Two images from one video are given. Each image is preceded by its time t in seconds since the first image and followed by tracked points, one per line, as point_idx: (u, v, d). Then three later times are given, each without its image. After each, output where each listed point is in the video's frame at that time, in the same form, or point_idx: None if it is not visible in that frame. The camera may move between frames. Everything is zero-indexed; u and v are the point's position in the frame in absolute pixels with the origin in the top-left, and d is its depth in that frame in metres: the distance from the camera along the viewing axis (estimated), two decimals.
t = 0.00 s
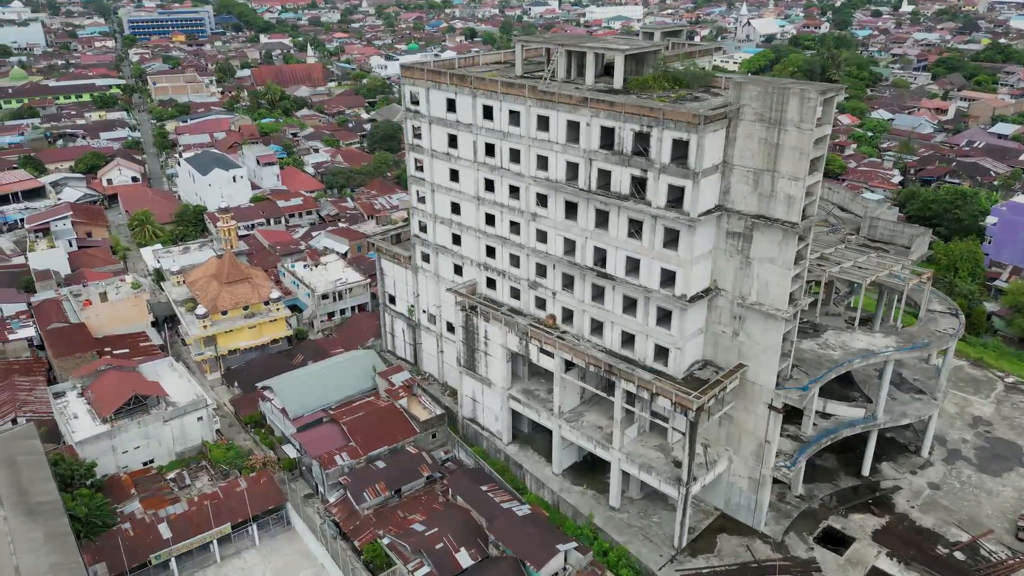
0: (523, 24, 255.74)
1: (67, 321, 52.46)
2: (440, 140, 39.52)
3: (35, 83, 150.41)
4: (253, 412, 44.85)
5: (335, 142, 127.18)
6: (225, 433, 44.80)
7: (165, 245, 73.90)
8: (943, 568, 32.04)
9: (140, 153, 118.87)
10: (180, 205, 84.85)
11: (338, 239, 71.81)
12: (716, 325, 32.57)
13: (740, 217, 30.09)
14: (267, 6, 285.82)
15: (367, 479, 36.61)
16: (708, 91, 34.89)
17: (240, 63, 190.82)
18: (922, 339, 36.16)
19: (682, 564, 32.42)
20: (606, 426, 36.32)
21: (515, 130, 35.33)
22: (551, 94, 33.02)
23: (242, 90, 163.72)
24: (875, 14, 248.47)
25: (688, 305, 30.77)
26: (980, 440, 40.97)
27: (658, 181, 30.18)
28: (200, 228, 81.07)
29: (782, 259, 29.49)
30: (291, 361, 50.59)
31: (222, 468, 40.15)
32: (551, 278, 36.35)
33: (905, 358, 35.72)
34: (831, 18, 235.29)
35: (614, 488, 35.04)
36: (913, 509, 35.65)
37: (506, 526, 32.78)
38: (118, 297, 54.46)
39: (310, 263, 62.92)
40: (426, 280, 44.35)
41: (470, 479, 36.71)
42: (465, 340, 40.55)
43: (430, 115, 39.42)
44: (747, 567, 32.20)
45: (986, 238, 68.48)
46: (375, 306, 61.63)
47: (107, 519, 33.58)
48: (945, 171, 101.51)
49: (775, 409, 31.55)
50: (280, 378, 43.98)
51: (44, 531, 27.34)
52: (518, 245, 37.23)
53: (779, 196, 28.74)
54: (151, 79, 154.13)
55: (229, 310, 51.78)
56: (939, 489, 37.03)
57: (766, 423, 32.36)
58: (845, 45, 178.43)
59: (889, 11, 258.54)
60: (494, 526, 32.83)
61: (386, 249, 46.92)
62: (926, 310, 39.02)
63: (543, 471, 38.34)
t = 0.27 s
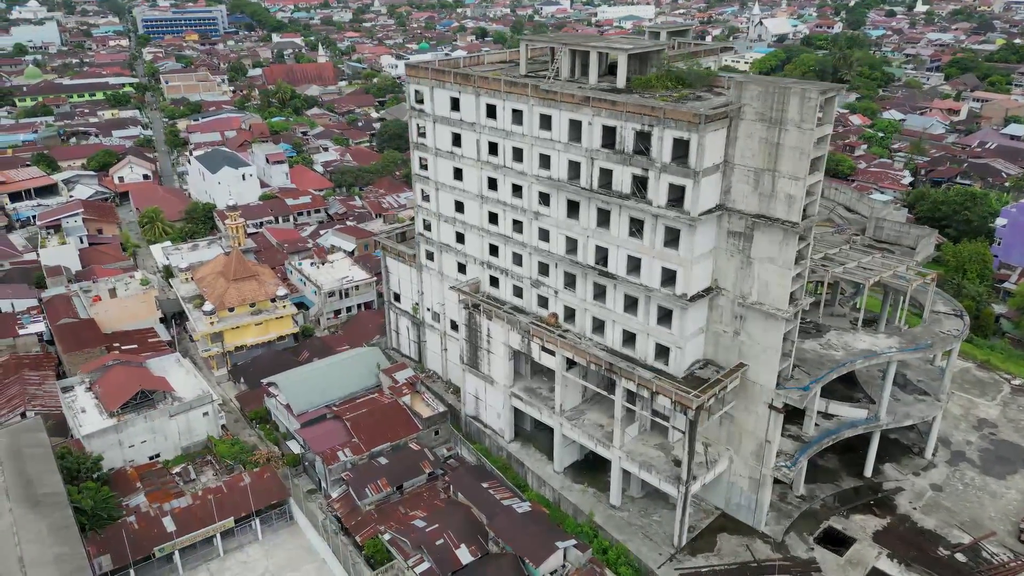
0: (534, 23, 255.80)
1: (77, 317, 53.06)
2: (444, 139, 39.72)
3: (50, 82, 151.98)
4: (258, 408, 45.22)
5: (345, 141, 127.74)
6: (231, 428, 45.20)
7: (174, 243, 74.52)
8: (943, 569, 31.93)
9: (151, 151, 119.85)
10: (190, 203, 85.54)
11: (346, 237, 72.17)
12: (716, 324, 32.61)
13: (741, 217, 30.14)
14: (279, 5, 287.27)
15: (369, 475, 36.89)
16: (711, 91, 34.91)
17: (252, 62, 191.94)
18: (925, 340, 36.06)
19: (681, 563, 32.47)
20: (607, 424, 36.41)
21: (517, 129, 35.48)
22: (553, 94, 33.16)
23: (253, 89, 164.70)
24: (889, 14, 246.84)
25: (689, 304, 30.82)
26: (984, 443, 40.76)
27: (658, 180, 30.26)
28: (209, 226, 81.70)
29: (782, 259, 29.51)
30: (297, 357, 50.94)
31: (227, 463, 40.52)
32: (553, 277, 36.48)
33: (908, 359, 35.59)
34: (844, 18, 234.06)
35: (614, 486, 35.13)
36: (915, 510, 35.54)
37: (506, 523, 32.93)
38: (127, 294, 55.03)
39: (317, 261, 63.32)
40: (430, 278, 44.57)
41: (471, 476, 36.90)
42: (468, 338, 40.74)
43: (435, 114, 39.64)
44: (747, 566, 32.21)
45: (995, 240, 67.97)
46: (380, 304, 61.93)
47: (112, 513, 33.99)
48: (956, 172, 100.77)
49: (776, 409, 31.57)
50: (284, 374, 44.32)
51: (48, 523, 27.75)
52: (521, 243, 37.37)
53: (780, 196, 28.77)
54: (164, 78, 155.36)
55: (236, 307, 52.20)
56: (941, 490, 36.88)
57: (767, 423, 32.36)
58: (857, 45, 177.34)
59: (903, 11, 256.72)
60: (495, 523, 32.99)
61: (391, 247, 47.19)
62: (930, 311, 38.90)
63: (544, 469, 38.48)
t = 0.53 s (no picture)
0: (545, 23, 255.90)
1: (86, 313, 53.69)
2: (448, 138, 39.93)
3: (64, 80, 153.42)
4: (263, 404, 45.60)
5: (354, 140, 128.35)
6: (236, 424, 45.63)
7: (184, 240, 75.17)
8: (944, 571, 31.85)
9: (163, 150, 120.77)
10: (199, 201, 86.24)
11: (353, 235, 72.57)
12: (717, 323, 32.65)
13: (742, 216, 30.18)
14: (292, 4, 288.50)
15: (371, 471, 37.13)
16: (714, 90, 34.92)
17: (263, 61, 193.04)
18: (928, 341, 35.96)
19: (680, 561, 32.53)
20: (608, 423, 36.50)
21: (520, 128, 35.63)
22: (555, 93, 33.28)
23: (264, 87, 165.65)
24: (902, 14, 245.27)
25: (689, 303, 30.87)
26: (988, 445, 40.57)
27: (659, 179, 30.34)
28: (218, 223, 82.33)
29: (782, 259, 29.52)
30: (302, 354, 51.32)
31: (231, 458, 40.91)
32: (555, 276, 36.59)
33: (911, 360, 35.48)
34: (856, 18, 232.91)
35: (614, 484, 35.21)
36: (916, 512, 35.43)
37: (506, 520, 33.14)
38: (136, 290, 55.61)
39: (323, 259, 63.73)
40: (434, 276, 44.79)
41: (472, 473, 37.09)
42: (470, 336, 40.93)
43: (439, 113, 39.85)
44: (746, 565, 32.23)
45: (1004, 241, 67.53)
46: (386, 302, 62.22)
47: (117, 506, 34.42)
48: (967, 173, 100.05)
49: (776, 409, 31.57)
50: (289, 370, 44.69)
51: (53, 515, 28.17)
52: (524, 242, 37.52)
53: (781, 195, 28.79)
54: (176, 76, 156.58)
55: (243, 304, 52.62)
56: (944, 492, 36.75)
57: (767, 423, 32.35)
58: (869, 45, 176.36)
59: (916, 11, 255.01)
60: (495, 519, 33.21)
61: (396, 245, 47.47)
62: (933, 312, 38.79)
63: (546, 467, 38.62)
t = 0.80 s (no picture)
0: (551, 23, 255.96)
1: (90, 310, 54.11)
2: (449, 137, 40.12)
3: (73, 79, 154.41)
4: (264, 401, 45.89)
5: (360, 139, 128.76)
6: (238, 420, 45.93)
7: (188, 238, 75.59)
8: (940, 570, 31.86)
9: (169, 148, 121.41)
10: (204, 199, 86.69)
11: (356, 233, 72.81)
12: (714, 322, 32.74)
13: (739, 215, 30.26)
14: (300, 4, 289.48)
15: (370, 468, 37.33)
16: (713, 90, 34.95)
17: (270, 60, 193.73)
18: (926, 341, 35.96)
19: (676, 559, 32.63)
20: (606, 421, 36.62)
21: (519, 126, 35.77)
22: (554, 92, 33.43)
23: (271, 87, 166.26)
24: (911, 14, 244.24)
25: (686, 302, 30.96)
26: (988, 445, 40.50)
27: (657, 178, 30.45)
28: (223, 222, 82.75)
29: (779, 258, 29.58)
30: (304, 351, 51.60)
31: (232, 454, 41.19)
32: (554, 274, 36.74)
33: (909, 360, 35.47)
34: (864, 18, 232.17)
35: (612, 482, 35.33)
36: (914, 511, 35.42)
37: (503, 518, 33.38)
38: (140, 287, 56.00)
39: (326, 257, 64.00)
40: (435, 274, 44.99)
41: (470, 470, 37.29)
42: (470, 334, 41.11)
43: (439, 112, 40.03)
44: (742, 563, 32.30)
45: (1008, 242, 67.18)
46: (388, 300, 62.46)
47: (118, 500, 34.68)
48: (973, 173, 99.62)
49: (773, 408, 31.62)
50: (290, 368, 44.96)
51: (54, 508, 28.50)
52: (523, 240, 37.67)
53: (777, 194, 28.85)
54: (183, 75, 157.36)
55: (245, 301, 52.90)
56: (942, 492, 36.72)
57: (764, 421, 32.39)
58: (876, 45, 175.78)
59: (924, 11, 253.93)
60: (492, 518, 33.44)
61: (397, 244, 47.71)
62: (933, 312, 38.78)
63: (544, 465, 38.76)
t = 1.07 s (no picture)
0: (552, 22, 255.83)
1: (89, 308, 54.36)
2: (444, 136, 40.30)
3: (75, 79, 154.76)
4: (261, 399, 46.08)
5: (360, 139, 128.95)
6: (235, 418, 46.17)
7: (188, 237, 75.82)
8: (931, 568, 32.01)
9: (170, 148, 121.66)
10: (204, 198, 86.94)
11: (354, 232, 72.99)
12: (707, 320, 32.91)
13: (730, 214, 30.43)
14: (301, 4, 289.79)
15: (365, 465, 37.47)
16: (706, 89, 35.08)
17: (271, 60, 193.93)
18: (919, 340, 36.10)
19: (668, 556, 32.80)
20: (600, 419, 36.79)
21: (514, 125, 35.94)
22: (547, 91, 33.61)
23: (272, 86, 166.49)
24: (913, 14, 243.84)
25: (678, 300, 31.13)
26: (982, 444, 40.61)
27: (649, 177, 30.62)
28: (222, 220, 82.98)
29: (770, 257, 29.74)
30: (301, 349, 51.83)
31: (228, 451, 41.41)
32: (548, 273, 36.93)
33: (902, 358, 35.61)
34: (866, 18, 231.89)
35: (605, 479, 35.50)
36: (906, 509, 35.56)
37: (495, 513, 33.47)
38: (138, 285, 56.24)
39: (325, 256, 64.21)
40: (431, 273, 45.18)
41: (465, 467, 37.48)
42: (465, 332, 41.30)
43: (435, 111, 40.21)
44: (734, 560, 32.48)
45: (1006, 242, 67.10)
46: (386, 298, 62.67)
47: (114, 497, 34.85)
48: (972, 173, 99.54)
49: (764, 406, 31.77)
50: (286, 366, 45.16)
51: (49, 503, 28.75)
52: (517, 239, 37.85)
53: (768, 193, 29.00)
54: (184, 75, 157.60)
55: (243, 300, 53.14)
56: (935, 491, 36.85)
57: (756, 419, 32.53)
58: (877, 44, 175.60)
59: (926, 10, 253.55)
60: (485, 513, 33.57)
61: (394, 242, 47.91)
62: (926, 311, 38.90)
63: (539, 462, 38.95)
